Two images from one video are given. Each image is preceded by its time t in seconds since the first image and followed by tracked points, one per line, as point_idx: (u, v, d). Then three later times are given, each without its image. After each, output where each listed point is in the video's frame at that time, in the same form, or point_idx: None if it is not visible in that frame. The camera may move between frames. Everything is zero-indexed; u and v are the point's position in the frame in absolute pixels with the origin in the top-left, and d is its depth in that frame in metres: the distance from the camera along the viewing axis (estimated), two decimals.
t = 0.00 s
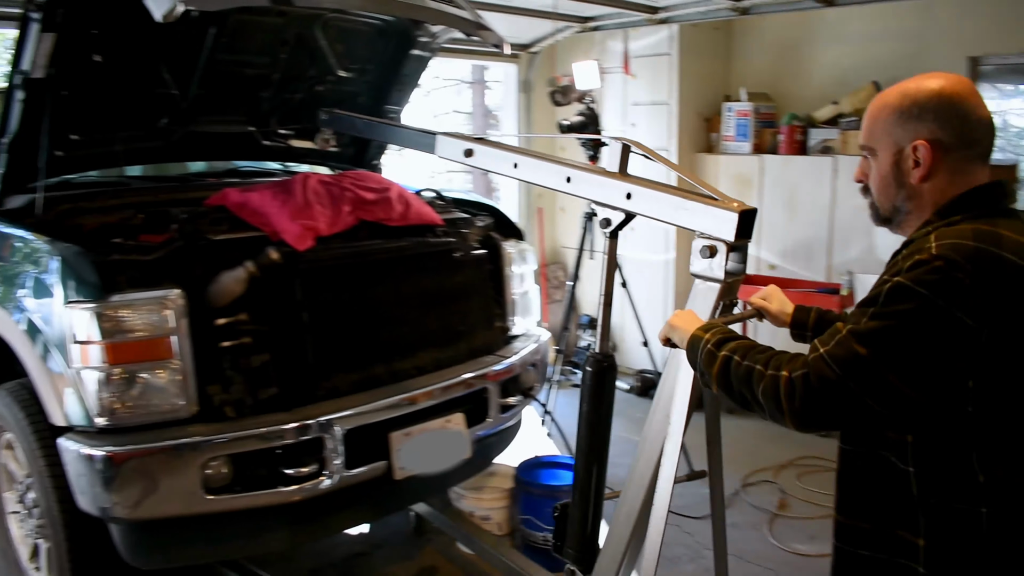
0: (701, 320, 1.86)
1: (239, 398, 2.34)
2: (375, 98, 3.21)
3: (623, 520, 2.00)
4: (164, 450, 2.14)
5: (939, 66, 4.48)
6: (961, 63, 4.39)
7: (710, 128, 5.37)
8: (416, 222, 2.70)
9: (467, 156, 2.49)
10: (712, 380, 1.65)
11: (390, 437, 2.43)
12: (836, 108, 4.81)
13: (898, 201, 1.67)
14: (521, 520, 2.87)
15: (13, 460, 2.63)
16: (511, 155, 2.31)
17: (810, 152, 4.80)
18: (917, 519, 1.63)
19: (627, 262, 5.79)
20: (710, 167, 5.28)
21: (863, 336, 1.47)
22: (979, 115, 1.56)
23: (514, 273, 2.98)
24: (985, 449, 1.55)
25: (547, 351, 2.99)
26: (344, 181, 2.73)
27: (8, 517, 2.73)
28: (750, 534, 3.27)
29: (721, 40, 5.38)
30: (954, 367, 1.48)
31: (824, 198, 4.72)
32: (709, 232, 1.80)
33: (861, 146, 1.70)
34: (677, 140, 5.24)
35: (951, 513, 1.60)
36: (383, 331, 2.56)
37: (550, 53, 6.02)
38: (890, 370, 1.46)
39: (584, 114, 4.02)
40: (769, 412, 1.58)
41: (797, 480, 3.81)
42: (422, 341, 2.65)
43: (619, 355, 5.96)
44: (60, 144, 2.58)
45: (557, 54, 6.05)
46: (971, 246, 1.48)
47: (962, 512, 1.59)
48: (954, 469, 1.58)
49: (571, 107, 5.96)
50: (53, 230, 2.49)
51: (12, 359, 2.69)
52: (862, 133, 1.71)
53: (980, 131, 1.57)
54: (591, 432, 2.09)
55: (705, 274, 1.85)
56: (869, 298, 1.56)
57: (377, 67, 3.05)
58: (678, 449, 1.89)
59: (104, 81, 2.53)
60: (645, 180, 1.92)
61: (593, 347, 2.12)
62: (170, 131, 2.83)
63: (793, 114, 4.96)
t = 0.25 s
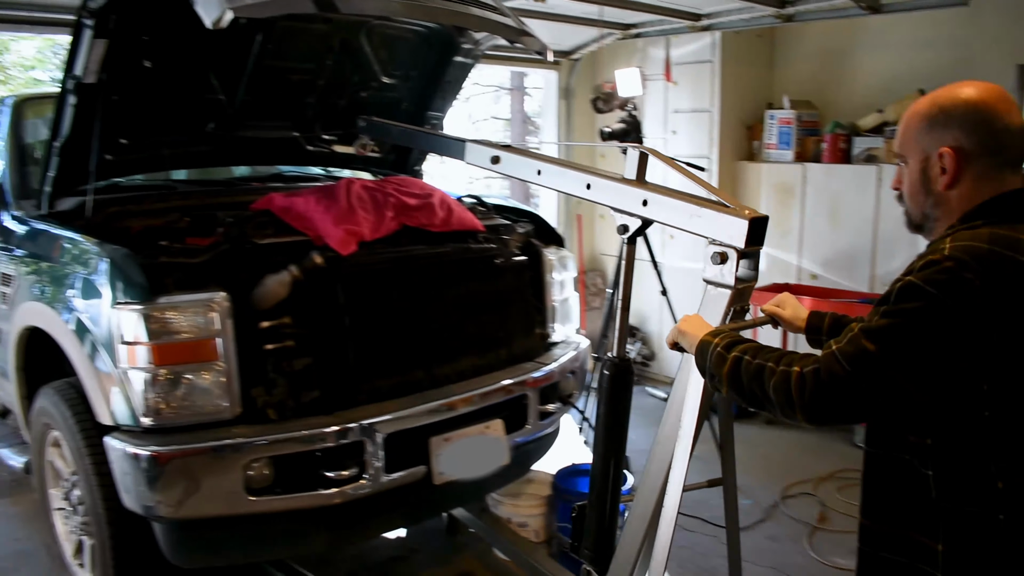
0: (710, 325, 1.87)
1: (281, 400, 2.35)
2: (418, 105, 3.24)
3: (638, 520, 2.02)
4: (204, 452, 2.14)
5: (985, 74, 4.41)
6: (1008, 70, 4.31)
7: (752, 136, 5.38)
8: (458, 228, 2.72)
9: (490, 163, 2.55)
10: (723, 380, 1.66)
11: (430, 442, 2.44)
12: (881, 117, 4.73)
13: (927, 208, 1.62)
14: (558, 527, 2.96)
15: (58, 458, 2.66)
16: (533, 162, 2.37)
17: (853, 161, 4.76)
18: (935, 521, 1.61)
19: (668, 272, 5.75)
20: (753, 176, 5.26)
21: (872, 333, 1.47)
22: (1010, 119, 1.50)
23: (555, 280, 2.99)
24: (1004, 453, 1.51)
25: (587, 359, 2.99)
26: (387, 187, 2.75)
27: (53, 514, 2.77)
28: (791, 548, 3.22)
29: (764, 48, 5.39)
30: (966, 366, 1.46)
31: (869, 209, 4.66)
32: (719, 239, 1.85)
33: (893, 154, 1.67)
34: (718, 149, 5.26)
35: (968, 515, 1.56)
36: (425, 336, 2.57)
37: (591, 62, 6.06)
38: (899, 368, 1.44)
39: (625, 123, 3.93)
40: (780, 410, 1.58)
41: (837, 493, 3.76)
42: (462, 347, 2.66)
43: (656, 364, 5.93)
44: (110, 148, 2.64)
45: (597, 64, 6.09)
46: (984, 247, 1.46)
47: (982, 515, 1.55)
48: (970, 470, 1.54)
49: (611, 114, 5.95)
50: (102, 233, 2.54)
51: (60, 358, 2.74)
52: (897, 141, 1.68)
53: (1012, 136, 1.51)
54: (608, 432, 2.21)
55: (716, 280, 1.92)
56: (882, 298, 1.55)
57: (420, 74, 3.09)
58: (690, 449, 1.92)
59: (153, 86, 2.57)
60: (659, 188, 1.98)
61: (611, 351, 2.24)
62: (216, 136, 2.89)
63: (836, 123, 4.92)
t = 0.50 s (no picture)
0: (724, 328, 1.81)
1: (325, 406, 2.36)
2: (462, 114, 3.29)
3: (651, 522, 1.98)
4: (249, 456, 2.16)
5: None
6: None
7: (796, 144, 5.37)
8: (502, 236, 2.72)
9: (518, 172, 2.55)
10: (744, 373, 1.61)
11: (472, 450, 2.45)
12: (930, 124, 4.68)
13: (975, 221, 1.58)
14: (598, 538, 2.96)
15: (108, 461, 2.69)
16: (557, 171, 2.37)
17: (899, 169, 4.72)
18: (958, 527, 1.56)
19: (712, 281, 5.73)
20: (798, 185, 5.26)
21: (906, 324, 1.42)
22: None
23: (598, 288, 3.00)
24: None
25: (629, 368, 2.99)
26: (431, 196, 2.76)
27: (102, 515, 2.80)
28: (837, 561, 3.18)
29: (808, 55, 5.41)
30: (999, 367, 1.43)
31: (916, 218, 4.59)
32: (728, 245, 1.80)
33: (941, 169, 1.66)
34: (759, 159, 5.27)
35: (980, 528, 1.53)
36: (468, 344, 2.58)
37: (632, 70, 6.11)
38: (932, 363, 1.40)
39: (668, 131, 3.90)
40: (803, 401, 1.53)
41: (882, 506, 3.70)
42: (505, 355, 2.66)
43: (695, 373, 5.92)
44: (160, 156, 2.69)
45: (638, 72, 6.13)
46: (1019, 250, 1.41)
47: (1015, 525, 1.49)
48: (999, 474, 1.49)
49: (654, 123, 6.00)
50: (151, 240, 2.58)
51: (109, 362, 2.78)
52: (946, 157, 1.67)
53: None
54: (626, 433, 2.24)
55: (725, 286, 1.84)
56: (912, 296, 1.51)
57: (464, 83, 3.14)
58: (700, 447, 1.90)
59: (202, 96, 2.62)
60: (675, 196, 1.96)
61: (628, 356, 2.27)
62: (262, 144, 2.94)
63: (882, 131, 4.90)
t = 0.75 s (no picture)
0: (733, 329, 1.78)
1: (350, 410, 2.37)
2: (486, 117, 3.31)
3: (662, 520, 1.95)
4: (273, 459, 2.17)
5: None
6: None
7: (822, 147, 5.35)
8: (526, 240, 2.73)
9: (533, 175, 2.53)
10: (756, 375, 1.60)
11: (497, 454, 2.44)
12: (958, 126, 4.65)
13: (983, 224, 1.57)
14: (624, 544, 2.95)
15: (134, 463, 2.71)
16: (571, 173, 2.35)
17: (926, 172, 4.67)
18: (968, 529, 1.55)
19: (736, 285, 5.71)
20: (822, 188, 5.22)
21: (913, 328, 1.42)
22: None
23: (621, 292, 3.00)
24: None
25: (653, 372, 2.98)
26: (456, 200, 2.78)
27: (127, 517, 2.81)
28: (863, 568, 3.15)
29: (833, 57, 5.38)
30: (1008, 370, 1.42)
31: (941, 223, 4.56)
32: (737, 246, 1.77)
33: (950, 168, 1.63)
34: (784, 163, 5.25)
35: (1003, 528, 1.50)
36: (492, 348, 2.58)
37: (655, 73, 6.10)
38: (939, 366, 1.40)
39: (693, 134, 3.88)
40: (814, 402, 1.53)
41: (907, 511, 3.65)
42: (528, 359, 2.66)
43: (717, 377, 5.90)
44: (187, 161, 2.72)
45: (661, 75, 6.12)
46: None
47: (1020, 526, 1.48)
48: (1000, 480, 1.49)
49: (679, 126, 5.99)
50: (177, 244, 2.60)
51: (136, 366, 2.81)
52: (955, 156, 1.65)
53: None
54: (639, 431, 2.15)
55: (734, 287, 1.80)
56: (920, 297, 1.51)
57: (488, 87, 3.15)
58: (712, 444, 1.87)
59: (229, 101, 2.64)
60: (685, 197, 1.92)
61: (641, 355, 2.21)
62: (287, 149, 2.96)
63: (908, 134, 4.86)
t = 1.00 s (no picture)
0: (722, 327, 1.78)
1: (359, 414, 2.39)
2: (497, 123, 3.32)
3: (656, 519, 1.94)
4: (282, 463, 2.17)
5: None
6: None
7: (832, 152, 5.35)
8: (535, 245, 2.73)
9: (533, 180, 2.57)
10: (735, 377, 1.60)
11: (505, 459, 2.44)
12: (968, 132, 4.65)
13: (947, 229, 1.52)
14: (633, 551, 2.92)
15: (144, 466, 2.71)
16: (569, 179, 2.38)
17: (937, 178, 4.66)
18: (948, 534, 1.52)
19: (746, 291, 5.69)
20: (832, 194, 5.21)
21: (877, 336, 1.41)
22: None
23: (630, 297, 3.00)
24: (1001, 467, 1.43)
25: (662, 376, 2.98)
26: (466, 205, 2.78)
27: (136, 520, 2.82)
28: None
29: (844, 62, 5.38)
30: (976, 375, 1.39)
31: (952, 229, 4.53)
32: (729, 248, 1.80)
33: (919, 164, 1.57)
34: (794, 169, 5.24)
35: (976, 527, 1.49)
36: (503, 353, 2.57)
37: (665, 79, 6.11)
38: (902, 372, 1.39)
39: (703, 139, 3.87)
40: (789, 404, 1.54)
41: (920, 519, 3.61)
42: (538, 364, 2.66)
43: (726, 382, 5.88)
44: (199, 165, 2.73)
45: (671, 81, 6.13)
46: (986, 265, 1.37)
47: None
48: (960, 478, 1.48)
49: (689, 132, 6.00)
50: (188, 248, 2.61)
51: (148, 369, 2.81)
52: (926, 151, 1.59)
53: None
54: (635, 432, 2.12)
55: (726, 288, 1.83)
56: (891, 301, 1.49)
57: (499, 93, 3.16)
58: (706, 440, 1.85)
59: (241, 106, 2.66)
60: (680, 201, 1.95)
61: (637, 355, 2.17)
62: (298, 154, 2.97)
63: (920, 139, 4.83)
